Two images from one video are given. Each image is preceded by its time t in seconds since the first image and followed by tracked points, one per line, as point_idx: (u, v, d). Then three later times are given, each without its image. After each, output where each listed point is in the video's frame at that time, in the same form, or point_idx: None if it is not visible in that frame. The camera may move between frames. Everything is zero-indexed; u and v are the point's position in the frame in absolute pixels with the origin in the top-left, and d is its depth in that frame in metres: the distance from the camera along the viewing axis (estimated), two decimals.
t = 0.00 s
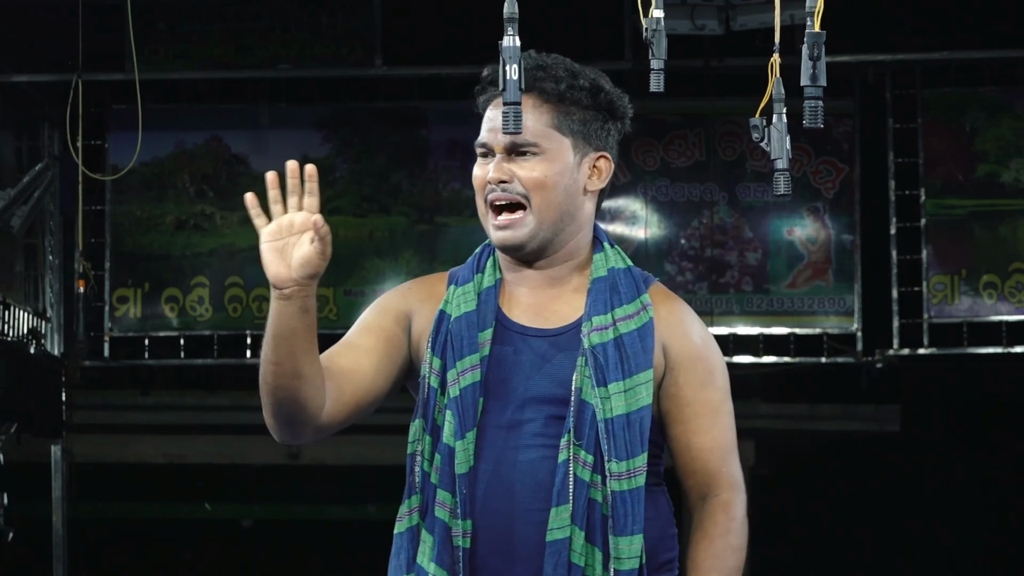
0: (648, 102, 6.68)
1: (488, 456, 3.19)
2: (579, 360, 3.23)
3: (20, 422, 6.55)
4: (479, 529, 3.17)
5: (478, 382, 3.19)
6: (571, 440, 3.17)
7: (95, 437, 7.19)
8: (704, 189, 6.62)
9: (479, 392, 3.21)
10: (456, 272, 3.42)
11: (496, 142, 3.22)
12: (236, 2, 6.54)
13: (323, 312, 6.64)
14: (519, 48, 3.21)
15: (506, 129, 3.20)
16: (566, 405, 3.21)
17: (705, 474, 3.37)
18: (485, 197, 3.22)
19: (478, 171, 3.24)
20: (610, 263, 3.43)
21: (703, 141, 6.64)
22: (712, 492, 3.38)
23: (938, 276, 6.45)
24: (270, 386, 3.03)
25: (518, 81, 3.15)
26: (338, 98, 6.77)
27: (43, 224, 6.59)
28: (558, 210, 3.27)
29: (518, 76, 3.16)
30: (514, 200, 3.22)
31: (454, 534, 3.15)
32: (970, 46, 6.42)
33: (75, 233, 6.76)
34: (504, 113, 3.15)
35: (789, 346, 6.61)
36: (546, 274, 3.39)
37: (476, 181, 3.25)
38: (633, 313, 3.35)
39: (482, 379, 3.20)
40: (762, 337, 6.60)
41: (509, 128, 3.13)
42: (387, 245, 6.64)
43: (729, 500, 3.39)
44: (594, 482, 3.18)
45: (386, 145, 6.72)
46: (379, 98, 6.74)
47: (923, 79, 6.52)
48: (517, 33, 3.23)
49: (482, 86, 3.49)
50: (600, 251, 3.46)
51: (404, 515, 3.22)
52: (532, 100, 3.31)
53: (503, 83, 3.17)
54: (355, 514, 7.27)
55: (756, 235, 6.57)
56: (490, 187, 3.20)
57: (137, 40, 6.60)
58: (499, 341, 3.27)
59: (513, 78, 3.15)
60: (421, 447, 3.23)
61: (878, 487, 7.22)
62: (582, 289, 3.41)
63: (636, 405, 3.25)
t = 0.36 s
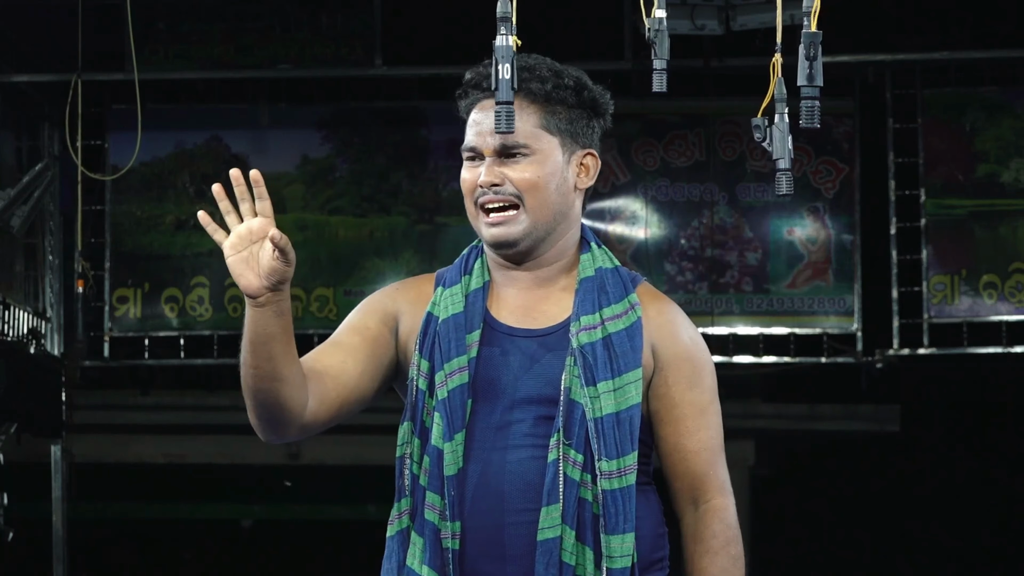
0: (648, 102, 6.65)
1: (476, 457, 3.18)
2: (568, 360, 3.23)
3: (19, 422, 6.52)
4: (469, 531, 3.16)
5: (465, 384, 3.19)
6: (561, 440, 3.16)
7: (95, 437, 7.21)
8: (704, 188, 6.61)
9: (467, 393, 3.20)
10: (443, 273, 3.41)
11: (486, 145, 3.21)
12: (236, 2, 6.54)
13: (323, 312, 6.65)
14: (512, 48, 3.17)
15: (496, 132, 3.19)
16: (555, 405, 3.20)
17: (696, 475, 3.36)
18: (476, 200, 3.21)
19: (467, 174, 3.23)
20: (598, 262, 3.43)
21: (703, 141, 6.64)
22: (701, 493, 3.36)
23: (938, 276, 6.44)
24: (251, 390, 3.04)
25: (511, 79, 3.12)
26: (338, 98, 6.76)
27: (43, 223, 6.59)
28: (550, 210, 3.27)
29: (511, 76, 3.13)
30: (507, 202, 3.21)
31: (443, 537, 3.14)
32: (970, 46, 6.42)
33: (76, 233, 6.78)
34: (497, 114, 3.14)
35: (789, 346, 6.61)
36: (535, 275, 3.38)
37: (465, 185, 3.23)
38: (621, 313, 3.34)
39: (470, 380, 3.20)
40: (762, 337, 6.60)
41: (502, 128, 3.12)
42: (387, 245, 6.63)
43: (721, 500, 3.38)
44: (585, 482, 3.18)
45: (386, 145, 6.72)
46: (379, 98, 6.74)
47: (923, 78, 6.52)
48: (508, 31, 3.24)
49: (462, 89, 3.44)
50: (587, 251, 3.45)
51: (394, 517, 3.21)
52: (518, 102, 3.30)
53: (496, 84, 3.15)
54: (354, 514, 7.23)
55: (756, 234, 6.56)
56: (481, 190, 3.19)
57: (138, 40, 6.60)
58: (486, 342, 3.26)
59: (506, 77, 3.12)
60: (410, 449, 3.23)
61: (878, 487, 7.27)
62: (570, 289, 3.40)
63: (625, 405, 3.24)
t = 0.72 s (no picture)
0: (649, 102, 6.66)
1: (479, 461, 3.21)
2: (569, 366, 3.26)
3: (19, 422, 6.52)
4: (472, 536, 3.19)
5: (467, 389, 3.21)
6: (564, 446, 3.20)
7: (95, 437, 7.24)
8: (704, 189, 6.61)
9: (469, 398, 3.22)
10: (442, 276, 3.44)
11: (485, 149, 3.23)
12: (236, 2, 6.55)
13: (323, 312, 6.64)
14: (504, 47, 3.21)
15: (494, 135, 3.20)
16: (557, 410, 3.24)
17: (691, 478, 3.42)
18: (477, 204, 3.23)
19: (467, 177, 3.24)
20: (597, 265, 3.46)
21: (703, 141, 6.64)
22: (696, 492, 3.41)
23: (938, 276, 6.44)
24: (256, 385, 3.03)
25: (502, 79, 3.14)
26: (338, 98, 6.76)
27: (43, 223, 6.58)
28: (551, 212, 3.29)
29: (502, 76, 3.16)
30: (509, 206, 3.23)
31: (448, 541, 3.16)
32: (970, 46, 6.42)
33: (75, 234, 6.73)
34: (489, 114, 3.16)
35: (789, 346, 6.61)
36: (534, 279, 3.42)
37: (465, 190, 3.25)
38: (621, 317, 3.38)
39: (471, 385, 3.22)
40: (762, 337, 6.59)
41: (494, 127, 3.14)
42: (387, 245, 6.63)
43: (713, 502, 3.45)
44: (588, 487, 3.22)
45: (386, 145, 6.71)
46: (379, 98, 6.74)
47: (923, 78, 6.52)
48: (501, 32, 3.24)
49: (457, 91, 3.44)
50: (585, 254, 3.48)
51: (396, 521, 3.23)
52: (516, 105, 3.31)
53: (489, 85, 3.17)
54: (354, 514, 7.23)
55: (756, 235, 6.56)
56: (482, 195, 3.20)
57: (137, 40, 6.60)
58: (487, 347, 3.29)
59: (496, 78, 3.15)
60: (411, 454, 3.24)
61: (877, 488, 7.23)
62: (568, 293, 3.44)
63: (627, 410, 3.29)
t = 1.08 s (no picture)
0: (648, 102, 6.66)
1: (508, 461, 3.32)
2: (592, 359, 3.36)
3: (19, 422, 6.51)
4: (503, 537, 3.31)
5: (492, 391, 3.34)
6: (591, 439, 3.30)
7: (95, 437, 7.22)
8: (704, 189, 6.61)
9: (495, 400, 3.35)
10: (465, 281, 3.59)
11: (501, 151, 3.32)
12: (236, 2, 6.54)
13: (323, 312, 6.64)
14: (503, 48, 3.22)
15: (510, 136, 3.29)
16: (583, 405, 3.34)
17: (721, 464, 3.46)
18: (497, 206, 3.32)
19: (485, 180, 3.34)
20: (615, 260, 3.55)
21: (703, 141, 6.65)
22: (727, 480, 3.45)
23: (938, 276, 6.45)
24: (283, 390, 3.22)
25: (499, 79, 3.16)
26: (338, 98, 6.76)
27: (43, 223, 6.56)
28: (569, 209, 3.38)
29: (500, 75, 3.18)
30: (528, 206, 3.33)
31: (479, 543, 3.29)
32: (970, 45, 6.43)
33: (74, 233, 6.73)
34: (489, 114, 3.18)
35: (789, 346, 6.60)
36: (555, 277, 3.52)
37: (485, 191, 3.34)
38: (641, 308, 3.47)
39: (497, 387, 3.35)
40: (762, 337, 6.59)
41: (491, 128, 3.16)
42: (387, 245, 6.64)
43: (747, 488, 3.47)
44: (618, 479, 3.32)
45: (386, 145, 6.71)
46: (378, 98, 6.74)
47: (923, 78, 6.52)
48: (500, 31, 3.25)
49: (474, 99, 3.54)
50: (603, 249, 3.58)
51: (434, 526, 3.39)
52: (529, 105, 3.39)
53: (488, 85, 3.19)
54: (354, 514, 7.32)
55: (756, 235, 6.57)
56: (501, 196, 3.30)
57: (137, 40, 6.60)
58: (511, 349, 3.41)
59: (495, 78, 3.17)
60: (442, 460, 3.40)
61: (878, 488, 7.24)
62: (588, 288, 3.54)
63: (652, 399, 3.37)
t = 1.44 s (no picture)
0: (648, 102, 6.69)
1: (506, 454, 3.28)
2: (587, 352, 3.31)
3: (19, 422, 6.51)
4: (505, 529, 3.26)
5: (490, 382, 3.31)
6: (586, 433, 3.23)
7: (95, 437, 7.26)
8: (704, 189, 6.61)
9: (494, 392, 3.31)
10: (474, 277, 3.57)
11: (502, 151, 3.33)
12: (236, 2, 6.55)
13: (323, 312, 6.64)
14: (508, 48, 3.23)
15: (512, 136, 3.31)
16: (579, 399, 3.28)
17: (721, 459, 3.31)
18: (496, 207, 3.33)
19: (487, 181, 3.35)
20: (614, 254, 3.49)
21: (703, 141, 6.65)
22: (728, 473, 3.31)
23: (938, 276, 6.44)
24: (280, 407, 3.29)
25: (505, 80, 3.16)
26: (338, 98, 6.77)
27: (43, 223, 6.57)
28: (569, 213, 3.37)
29: (505, 76, 3.18)
30: (527, 208, 3.32)
31: (479, 534, 3.25)
32: (970, 45, 6.43)
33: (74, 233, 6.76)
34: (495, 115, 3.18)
35: (789, 346, 6.60)
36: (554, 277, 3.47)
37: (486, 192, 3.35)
38: (637, 300, 3.40)
39: (495, 379, 3.32)
40: (762, 337, 6.59)
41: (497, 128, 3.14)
42: (387, 245, 6.63)
43: (750, 482, 3.31)
44: (615, 472, 3.23)
45: (386, 145, 6.72)
46: (379, 98, 6.74)
47: (923, 78, 6.52)
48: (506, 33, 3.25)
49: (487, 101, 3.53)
50: (606, 243, 3.52)
51: (439, 518, 3.35)
52: (534, 106, 3.39)
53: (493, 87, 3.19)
54: (354, 514, 7.30)
55: (756, 235, 6.56)
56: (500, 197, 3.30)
57: (138, 40, 6.61)
58: (512, 341, 3.38)
59: (500, 79, 3.17)
60: (444, 451, 3.37)
61: (877, 487, 7.25)
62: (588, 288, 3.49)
63: (645, 392, 3.29)
